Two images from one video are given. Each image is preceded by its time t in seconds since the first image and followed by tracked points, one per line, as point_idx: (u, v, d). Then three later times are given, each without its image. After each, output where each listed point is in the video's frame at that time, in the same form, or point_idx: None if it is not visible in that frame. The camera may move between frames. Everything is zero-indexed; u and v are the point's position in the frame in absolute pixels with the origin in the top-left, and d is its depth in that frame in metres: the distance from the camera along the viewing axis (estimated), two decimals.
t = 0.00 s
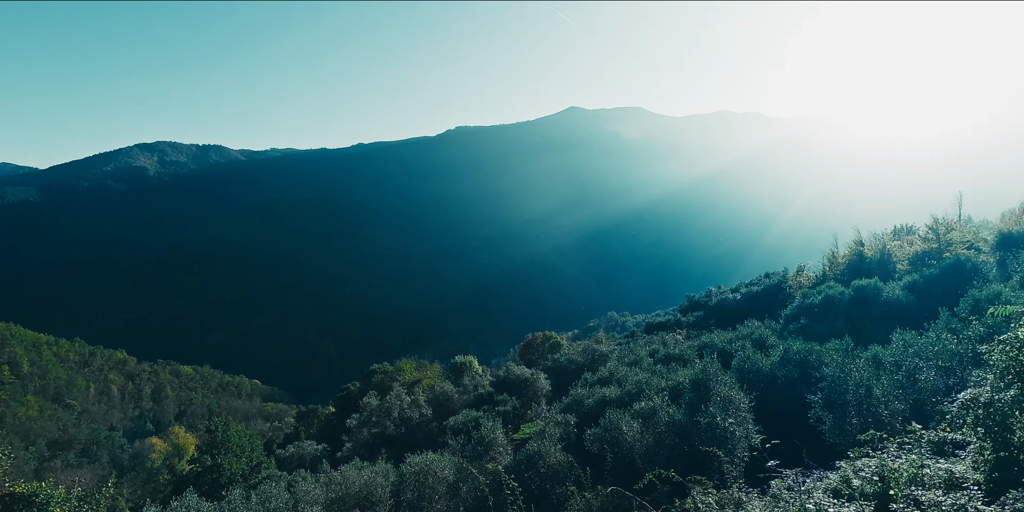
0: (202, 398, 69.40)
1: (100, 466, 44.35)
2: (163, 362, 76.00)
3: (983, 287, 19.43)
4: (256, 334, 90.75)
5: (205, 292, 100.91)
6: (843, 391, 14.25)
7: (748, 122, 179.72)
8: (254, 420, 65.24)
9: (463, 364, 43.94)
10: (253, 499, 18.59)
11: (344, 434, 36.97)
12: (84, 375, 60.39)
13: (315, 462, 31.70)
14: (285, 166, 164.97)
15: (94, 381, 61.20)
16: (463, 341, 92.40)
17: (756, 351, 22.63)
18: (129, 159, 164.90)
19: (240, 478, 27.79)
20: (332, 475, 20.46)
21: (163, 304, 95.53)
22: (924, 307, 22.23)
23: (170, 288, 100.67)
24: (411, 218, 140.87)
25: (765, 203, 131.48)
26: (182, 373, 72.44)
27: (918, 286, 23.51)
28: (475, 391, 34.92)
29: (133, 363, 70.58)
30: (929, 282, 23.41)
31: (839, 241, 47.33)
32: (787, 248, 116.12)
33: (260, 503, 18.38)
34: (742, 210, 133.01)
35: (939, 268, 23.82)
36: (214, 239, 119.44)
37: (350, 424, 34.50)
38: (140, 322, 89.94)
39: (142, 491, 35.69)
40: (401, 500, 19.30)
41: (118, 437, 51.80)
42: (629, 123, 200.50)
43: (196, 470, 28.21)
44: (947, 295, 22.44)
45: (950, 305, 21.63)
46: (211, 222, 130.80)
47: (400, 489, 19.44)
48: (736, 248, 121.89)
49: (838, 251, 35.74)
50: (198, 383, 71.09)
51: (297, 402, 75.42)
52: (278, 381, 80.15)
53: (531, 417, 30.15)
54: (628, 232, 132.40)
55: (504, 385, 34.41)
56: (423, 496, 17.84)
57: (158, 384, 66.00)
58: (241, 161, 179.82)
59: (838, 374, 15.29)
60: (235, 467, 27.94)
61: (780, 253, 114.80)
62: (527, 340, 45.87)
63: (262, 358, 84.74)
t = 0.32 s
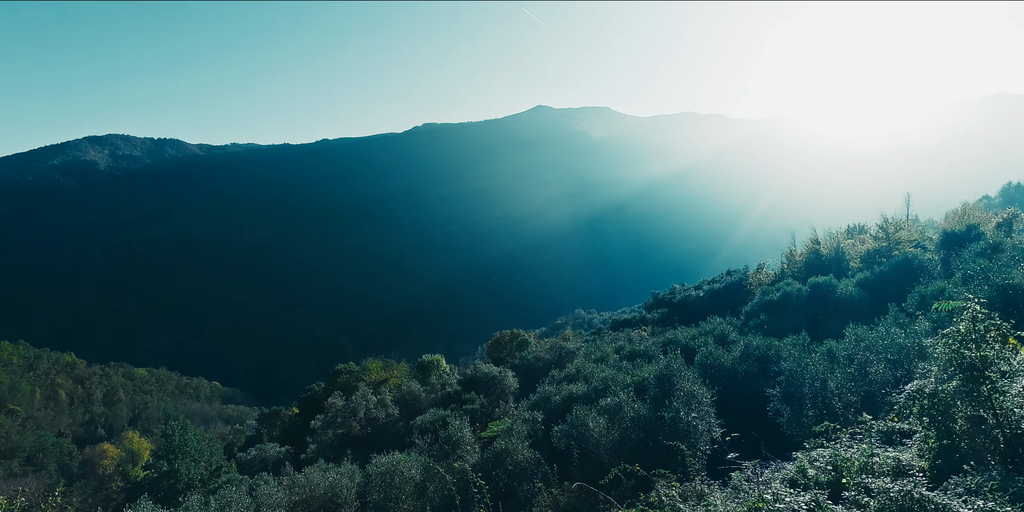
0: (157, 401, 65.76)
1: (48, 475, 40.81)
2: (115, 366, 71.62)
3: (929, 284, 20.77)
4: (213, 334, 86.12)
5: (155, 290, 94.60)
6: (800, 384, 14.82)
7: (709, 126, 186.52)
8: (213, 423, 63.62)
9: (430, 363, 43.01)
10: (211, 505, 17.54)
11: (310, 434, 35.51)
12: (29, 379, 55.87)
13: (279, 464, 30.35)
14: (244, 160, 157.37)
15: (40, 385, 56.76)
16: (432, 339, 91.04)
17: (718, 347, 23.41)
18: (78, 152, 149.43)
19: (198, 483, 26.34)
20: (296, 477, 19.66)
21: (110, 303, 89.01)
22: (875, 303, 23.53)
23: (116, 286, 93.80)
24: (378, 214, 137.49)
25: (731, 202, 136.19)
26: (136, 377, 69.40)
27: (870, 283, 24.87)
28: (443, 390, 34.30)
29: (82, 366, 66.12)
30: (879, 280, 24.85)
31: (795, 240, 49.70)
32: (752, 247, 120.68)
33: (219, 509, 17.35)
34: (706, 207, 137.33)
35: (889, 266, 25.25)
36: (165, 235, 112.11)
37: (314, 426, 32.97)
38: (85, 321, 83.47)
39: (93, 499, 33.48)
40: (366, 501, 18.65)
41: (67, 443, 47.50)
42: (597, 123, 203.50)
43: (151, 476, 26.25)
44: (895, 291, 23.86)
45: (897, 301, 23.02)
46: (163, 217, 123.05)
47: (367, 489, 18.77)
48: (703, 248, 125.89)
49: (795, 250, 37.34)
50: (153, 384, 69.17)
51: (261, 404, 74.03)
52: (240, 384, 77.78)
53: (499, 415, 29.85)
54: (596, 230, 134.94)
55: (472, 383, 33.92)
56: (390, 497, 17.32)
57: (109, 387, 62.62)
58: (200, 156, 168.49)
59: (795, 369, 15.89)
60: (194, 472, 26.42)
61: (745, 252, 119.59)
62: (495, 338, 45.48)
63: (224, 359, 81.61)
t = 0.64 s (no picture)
0: (110, 406, 60.04)
1: None
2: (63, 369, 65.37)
3: (879, 281, 22.02)
4: (165, 335, 80.54)
5: (98, 286, 87.27)
6: (760, 378, 15.40)
7: (672, 128, 192.42)
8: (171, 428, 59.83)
9: (397, 362, 41.83)
10: None
11: (272, 437, 33.64)
12: None
13: (240, 468, 28.82)
14: (199, 152, 148.62)
15: None
16: (399, 338, 88.36)
17: (682, 343, 24.04)
18: (22, 145, 135.22)
19: (153, 491, 25.20)
20: (256, 482, 18.68)
21: (45, 298, 80.47)
22: (830, 299, 24.71)
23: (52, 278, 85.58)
24: (343, 208, 132.51)
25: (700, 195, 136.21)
26: (87, 380, 63.31)
27: (825, 280, 26.20)
28: (410, 390, 33.45)
29: (27, 370, 60.57)
30: (833, 277, 26.16)
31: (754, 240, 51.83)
32: (720, 243, 123.92)
33: None
34: (672, 204, 140.98)
35: (843, 264, 26.65)
36: (108, 230, 103.96)
37: (277, 428, 31.06)
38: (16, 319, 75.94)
39: None
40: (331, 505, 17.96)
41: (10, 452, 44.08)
42: (565, 123, 205.40)
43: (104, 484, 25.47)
44: (847, 288, 25.20)
45: (850, 298, 24.30)
46: (107, 209, 113.84)
47: (331, 493, 18.04)
48: (670, 246, 128.76)
49: (755, 248, 38.95)
50: (106, 388, 63.09)
51: (221, 407, 68.97)
52: (196, 385, 73.52)
53: (467, 413, 29.36)
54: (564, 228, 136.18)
55: (439, 382, 33.29)
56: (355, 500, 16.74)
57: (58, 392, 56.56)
58: (156, 152, 157.07)
59: (756, 364, 16.41)
60: (149, 478, 25.20)
61: (710, 250, 123.35)
62: (463, 337, 44.86)
63: (179, 361, 76.82)
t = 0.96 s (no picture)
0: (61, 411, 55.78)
1: None
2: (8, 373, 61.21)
3: (836, 280, 22.96)
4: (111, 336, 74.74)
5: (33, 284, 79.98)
6: (723, 374, 15.87)
7: (638, 130, 196.71)
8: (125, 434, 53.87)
9: (364, 363, 40.50)
10: None
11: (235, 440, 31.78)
12: None
13: (201, 473, 26.41)
14: (151, 145, 140.13)
15: None
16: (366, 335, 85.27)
17: (650, 340, 24.45)
18: None
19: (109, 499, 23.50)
20: (215, 488, 17.41)
21: None
22: (790, 295, 25.73)
23: None
24: (306, 204, 127.19)
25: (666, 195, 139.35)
26: (33, 385, 59.26)
27: (785, 278, 27.24)
28: (377, 390, 32.45)
29: None
30: (793, 275, 27.25)
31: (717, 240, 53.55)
32: (686, 241, 127.54)
33: None
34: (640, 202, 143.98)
35: (803, 262, 27.73)
36: (43, 225, 95.47)
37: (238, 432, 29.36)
38: None
39: None
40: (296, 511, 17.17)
41: None
42: (534, 123, 206.19)
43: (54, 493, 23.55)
44: (806, 286, 26.26)
45: (807, 294, 25.38)
46: (43, 200, 104.45)
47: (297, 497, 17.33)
48: (638, 244, 131.03)
49: (718, 248, 40.21)
50: (54, 393, 58.37)
51: (178, 411, 65.13)
52: (155, 389, 68.34)
53: (436, 413, 28.77)
54: (533, 227, 136.57)
55: (407, 383, 32.51)
56: (321, 503, 16.07)
57: (1, 396, 52.29)
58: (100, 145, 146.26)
59: (719, 361, 16.83)
60: (103, 485, 23.54)
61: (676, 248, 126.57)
62: (432, 336, 43.96)
63: (133, 364, 71.36)
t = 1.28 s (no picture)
0: None
1: None
2: None
3: (794, 278, 23.99)
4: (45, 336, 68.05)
5: None
6: (686, 371, 16.28)
7: (604, 132, 200.93)
8: (77, 440, 46.03)
9: (330, 364, 38.86)
10: None
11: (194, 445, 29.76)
12: None
13: (157, 481, 24.90)
14: (94, 138, 129.78)
15: None
16: (332, 335, 81.90)
17: (617, 339, 24.80)
18: None
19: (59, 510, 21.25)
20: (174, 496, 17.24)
21: None
22: (751, 293, 26.72)
23: None
24: (265, 196, 119.90)
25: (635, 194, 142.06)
26: None
27: (747, 276, 28.32)
28: (343, 392, 31.26)
29: None
30: (755, 274, 28.28)
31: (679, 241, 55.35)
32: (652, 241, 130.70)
33: None
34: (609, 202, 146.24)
35: (763, 261, 28.84)
36: None
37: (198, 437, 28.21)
38: None
39: None
40: None
41: None
42: (503, 123, 206.00)
43: None
44: (766, 284, 27.33)
45: (767, 293, 26.44)
46: None
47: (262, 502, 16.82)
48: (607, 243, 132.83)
49: (682, 248, 41.50)
50: None
51: (137, 415, 59.13)
52: (111, 393, 62.00)
53: (404, 413, 27.94)
54: (503, 226, 136.29)
55: (374, 383, 31.61)
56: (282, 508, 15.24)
57: None
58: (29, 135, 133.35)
59: (683, 358, 17.22)
60: (52, 496, 21.28)
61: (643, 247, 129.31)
62: (400, 336, 42.81)
63: (81, 368, 64.45)
